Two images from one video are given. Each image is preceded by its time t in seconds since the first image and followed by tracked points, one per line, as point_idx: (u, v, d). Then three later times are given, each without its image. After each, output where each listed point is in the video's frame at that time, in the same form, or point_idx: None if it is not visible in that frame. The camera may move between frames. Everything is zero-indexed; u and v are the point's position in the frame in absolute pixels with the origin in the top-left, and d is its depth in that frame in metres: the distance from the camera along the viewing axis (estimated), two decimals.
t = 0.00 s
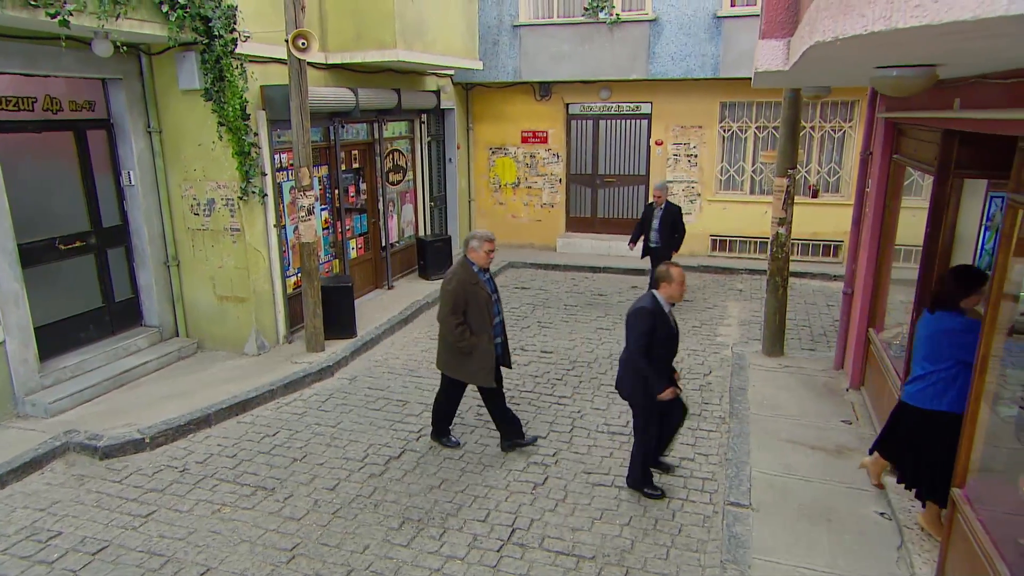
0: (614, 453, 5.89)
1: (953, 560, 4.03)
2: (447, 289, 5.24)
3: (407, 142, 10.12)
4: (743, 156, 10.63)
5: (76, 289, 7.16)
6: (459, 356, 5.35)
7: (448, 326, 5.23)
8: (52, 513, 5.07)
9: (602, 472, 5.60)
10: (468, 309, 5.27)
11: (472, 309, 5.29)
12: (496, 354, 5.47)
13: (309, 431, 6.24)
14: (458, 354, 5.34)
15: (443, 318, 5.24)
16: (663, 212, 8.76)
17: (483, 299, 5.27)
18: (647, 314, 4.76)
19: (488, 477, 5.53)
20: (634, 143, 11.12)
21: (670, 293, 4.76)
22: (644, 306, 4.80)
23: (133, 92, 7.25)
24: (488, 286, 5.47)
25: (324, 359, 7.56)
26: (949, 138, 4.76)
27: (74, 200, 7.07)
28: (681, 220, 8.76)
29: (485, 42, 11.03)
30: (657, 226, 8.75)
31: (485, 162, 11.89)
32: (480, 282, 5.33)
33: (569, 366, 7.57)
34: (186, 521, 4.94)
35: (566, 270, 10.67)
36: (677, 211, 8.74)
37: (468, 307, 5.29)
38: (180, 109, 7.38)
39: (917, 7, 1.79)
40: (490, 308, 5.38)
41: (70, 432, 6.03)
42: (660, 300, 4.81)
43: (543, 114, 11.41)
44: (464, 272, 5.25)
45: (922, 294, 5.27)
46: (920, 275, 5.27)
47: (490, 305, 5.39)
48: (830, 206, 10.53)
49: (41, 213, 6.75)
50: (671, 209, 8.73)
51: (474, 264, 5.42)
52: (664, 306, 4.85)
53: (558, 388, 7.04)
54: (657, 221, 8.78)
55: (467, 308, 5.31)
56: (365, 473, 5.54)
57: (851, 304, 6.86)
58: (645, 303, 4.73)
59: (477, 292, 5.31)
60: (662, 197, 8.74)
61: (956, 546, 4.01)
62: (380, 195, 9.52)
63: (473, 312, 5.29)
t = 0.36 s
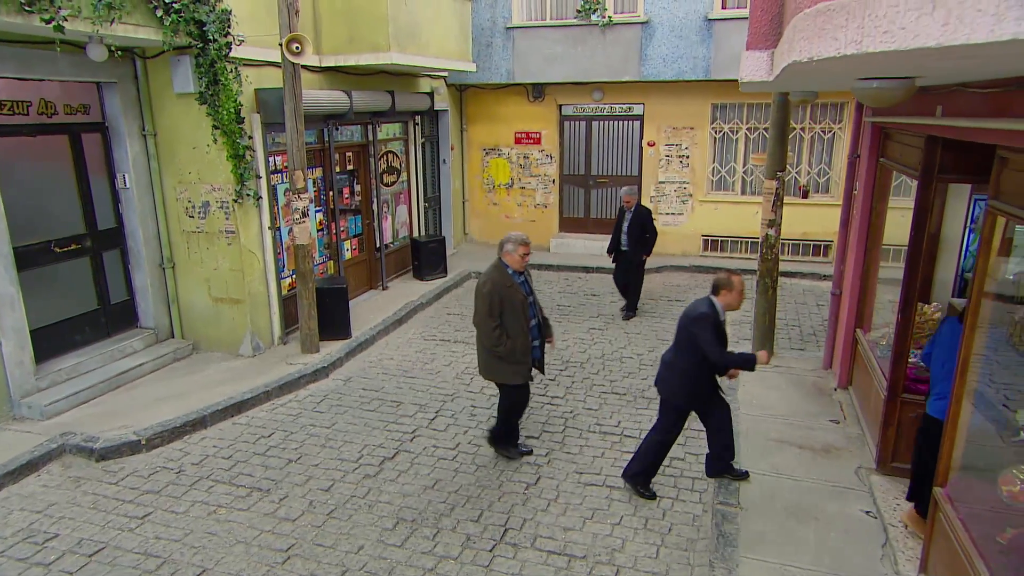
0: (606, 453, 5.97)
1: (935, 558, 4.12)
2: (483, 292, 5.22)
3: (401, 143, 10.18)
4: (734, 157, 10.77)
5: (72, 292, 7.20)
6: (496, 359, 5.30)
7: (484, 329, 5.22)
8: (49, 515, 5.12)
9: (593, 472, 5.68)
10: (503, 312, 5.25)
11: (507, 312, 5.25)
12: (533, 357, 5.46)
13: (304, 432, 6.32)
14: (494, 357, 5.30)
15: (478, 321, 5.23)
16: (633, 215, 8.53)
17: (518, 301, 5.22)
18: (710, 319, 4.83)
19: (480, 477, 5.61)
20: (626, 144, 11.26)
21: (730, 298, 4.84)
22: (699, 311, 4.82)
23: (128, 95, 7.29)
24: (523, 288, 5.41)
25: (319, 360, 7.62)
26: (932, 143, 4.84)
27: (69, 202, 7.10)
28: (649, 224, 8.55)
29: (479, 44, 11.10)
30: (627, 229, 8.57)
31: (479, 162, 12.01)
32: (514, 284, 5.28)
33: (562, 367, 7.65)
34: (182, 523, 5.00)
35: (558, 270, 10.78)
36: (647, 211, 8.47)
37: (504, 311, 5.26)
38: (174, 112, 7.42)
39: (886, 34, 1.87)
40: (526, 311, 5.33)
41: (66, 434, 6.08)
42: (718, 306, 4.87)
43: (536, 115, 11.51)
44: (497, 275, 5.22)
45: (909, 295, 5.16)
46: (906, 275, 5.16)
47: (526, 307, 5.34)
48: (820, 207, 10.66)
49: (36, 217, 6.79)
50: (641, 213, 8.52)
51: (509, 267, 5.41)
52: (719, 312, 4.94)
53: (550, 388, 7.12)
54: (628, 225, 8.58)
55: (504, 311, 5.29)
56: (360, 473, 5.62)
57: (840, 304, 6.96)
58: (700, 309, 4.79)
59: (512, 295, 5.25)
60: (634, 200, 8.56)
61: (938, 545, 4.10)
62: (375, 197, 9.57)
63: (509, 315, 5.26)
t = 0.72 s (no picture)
0: (598, 453, 6.04)
1: (920, 557, 4.18)
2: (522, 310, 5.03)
3: (396, 144, 10.23)
4: (727, 158, 10.86)
5: (68, 294, 7.23)
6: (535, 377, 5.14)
7: (524, 347, 5.02)
8: (46, 517, 5.17)
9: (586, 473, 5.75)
10: (542, 329, 5.08)
11: (548, 330, 5.09)
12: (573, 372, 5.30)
13: (300, 433, 6.37)
14: (532, 375, 5.14)
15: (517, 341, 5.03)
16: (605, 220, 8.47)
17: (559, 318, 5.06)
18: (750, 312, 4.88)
19: (474, 478, 5.67)
20: (620, 145, 11.33)
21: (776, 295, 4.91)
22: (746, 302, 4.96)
23: (124, 98, 7.32)
24: (561, 303, 5.23)
25: (314, 362, 7.67)
26: (919, 147, 4.91)
27: (65, 205, 7.13)
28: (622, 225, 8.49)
29: (473, 45, 11.15)
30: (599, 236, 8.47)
31: (473, 163, 12.09)
32: (552, 299, 5.12)
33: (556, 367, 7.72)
34: (179, 524, 5.06)
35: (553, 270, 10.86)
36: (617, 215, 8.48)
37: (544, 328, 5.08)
38: (170, 115, 7.45)
39: (861, 55, 2.09)
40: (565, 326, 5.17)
41: (63, 436, 6.12)
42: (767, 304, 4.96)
43: (531, 116, 11.58)
44: (535, 293, 5.05)
45: (897, 296, 5.15)
46: (894, 276, 5.13)
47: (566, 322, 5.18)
48: (812, 207, 10.74)
49: (32, 219, 6.82)
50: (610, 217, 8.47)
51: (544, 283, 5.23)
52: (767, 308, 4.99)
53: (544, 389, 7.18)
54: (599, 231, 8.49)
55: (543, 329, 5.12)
56: (355, 474, 5.68)
57: (830, 305, 7.04)
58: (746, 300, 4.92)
59: (551, 312, 5.09)
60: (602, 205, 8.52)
61: (923, 544, 4.17)
62: (370, 198, 9.62)
63: (550, 332, 5.09)
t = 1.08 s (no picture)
0: (593, 453, 6.09)
1: (909, 556, 4.24)
2: (568, 313, 4.92)
3: (392, 145, 10.26)
4: (721, 158, 10.91)
5: (65, 296, 7.26)
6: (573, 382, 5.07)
7: (568, 352, 4.92)
8: (43, 519, 5.20)
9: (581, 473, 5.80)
10: (585, 334, 4.99)
11: (590, 335, 4.99)
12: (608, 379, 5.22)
13: (296, 434, 6.41)
14: (571, 380, 5.06)
15: (562, 343, 4.92)
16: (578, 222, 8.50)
17: (601, 324, 4.97)
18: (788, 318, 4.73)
19: (470, 478, 5.72)
20: (615, 146, 11.41)
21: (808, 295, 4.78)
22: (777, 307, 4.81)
23: (119, 100, 7.33)
24: (602, 307, 5.14)
25: (311, 363, 7.71)
26: (908, 151, 4.96)
27: (61, 207, 7.15)
28: (596, 229, 8.57)
29: (468, 46, 11.18)
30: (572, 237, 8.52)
31: (469, 163, 12.13)
32: (595, 303, 5.03)
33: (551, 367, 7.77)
34: (176, 525, 5.10)
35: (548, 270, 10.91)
36: (589, 219, 8.52)
37: (586, 333, 4.98)
38: (166, 117, 7.47)
39: (843, 72, 2.15)
40: (606, 332, 5.09)
41: (60, 438, 6.15)
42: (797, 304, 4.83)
43: (526, 116, 11.62)
44: (581, 295, 4.96)
45: (888, 298, 5.21)
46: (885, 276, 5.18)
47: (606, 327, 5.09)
48: (805, 207, 10.81)
49: (28, 222, 6.84)
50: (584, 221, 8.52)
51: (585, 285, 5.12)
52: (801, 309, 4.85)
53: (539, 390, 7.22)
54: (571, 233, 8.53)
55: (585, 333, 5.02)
56: (352, 475, 5.72)
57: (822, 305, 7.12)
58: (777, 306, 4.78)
59: (594, 317, 4.99)
60: (574, 205, 8.51)
61: (911, 544, 4.22)
62: (365, 198, 9.64)
63: (591, 337, 5.00)
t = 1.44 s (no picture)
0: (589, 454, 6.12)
1: (900, 556, 4.28)
2: (616, 317, 4.87)
3: (389, 146, 10.28)
4: (717, 158, 10.94)
5: (62, 297, 7.27)
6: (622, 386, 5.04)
7: (615, 356, 4.89)
8: (41, 521, 5.22)
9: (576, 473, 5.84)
10: (634, 338, 4.95)
11: (637, 340, 4.95)
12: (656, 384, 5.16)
13: (293, 435, 6.44)
14: (618, 384, 5.01)
15: (612, 347, 4.88)
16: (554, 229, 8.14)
17: (650, 328, 4.92)
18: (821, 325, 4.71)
19: (466, 479, 5.75)
20: (611, 146, 11.44)
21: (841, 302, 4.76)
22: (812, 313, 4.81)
23: (116, 102, 7.34)
24: (650, 312, 5.08)
25: (308, 364, 7.73)
26: (901, 154, 4.99)
27: (58, 209, 7.16)
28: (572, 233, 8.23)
29: (465, 46, 11.19)
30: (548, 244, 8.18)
31: (466, 163, 12.17)
32: (643, 308, 4.98)
33: (547, 367, 7.81)
34: (173, 527, 5.12)
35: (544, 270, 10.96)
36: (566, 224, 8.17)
37: (633, 337, 4.94)
38: (163, 119, 7.48)
39: (829, 87, 2.16)
40: (654, 337, 5.03)
41: (57, 439, 6.18)
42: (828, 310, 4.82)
43: (523, 117, 11.65)
44: (630, 300, 4.91)
45: (881, 300, 5.26)
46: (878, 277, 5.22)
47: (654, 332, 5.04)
48: (800, 207, 10.85)
49: (25, 224, 6.85)
50: (561, 226, 8.12)
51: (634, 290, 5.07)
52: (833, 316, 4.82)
53: (535, 390, 7.26)
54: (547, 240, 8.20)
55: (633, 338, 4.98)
56: (349, 477, 5.75)
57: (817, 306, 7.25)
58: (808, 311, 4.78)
59: (641, 321, 4.94)
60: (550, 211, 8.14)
61: (903, 544, 4.27)
62: (362, 199, 9.66)
63: (639, 341, 4.96)
